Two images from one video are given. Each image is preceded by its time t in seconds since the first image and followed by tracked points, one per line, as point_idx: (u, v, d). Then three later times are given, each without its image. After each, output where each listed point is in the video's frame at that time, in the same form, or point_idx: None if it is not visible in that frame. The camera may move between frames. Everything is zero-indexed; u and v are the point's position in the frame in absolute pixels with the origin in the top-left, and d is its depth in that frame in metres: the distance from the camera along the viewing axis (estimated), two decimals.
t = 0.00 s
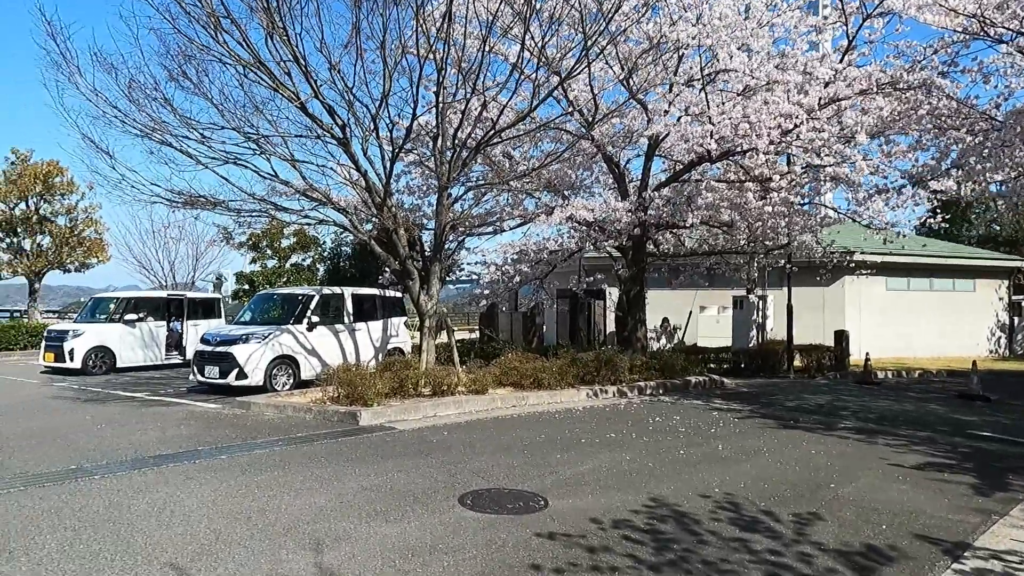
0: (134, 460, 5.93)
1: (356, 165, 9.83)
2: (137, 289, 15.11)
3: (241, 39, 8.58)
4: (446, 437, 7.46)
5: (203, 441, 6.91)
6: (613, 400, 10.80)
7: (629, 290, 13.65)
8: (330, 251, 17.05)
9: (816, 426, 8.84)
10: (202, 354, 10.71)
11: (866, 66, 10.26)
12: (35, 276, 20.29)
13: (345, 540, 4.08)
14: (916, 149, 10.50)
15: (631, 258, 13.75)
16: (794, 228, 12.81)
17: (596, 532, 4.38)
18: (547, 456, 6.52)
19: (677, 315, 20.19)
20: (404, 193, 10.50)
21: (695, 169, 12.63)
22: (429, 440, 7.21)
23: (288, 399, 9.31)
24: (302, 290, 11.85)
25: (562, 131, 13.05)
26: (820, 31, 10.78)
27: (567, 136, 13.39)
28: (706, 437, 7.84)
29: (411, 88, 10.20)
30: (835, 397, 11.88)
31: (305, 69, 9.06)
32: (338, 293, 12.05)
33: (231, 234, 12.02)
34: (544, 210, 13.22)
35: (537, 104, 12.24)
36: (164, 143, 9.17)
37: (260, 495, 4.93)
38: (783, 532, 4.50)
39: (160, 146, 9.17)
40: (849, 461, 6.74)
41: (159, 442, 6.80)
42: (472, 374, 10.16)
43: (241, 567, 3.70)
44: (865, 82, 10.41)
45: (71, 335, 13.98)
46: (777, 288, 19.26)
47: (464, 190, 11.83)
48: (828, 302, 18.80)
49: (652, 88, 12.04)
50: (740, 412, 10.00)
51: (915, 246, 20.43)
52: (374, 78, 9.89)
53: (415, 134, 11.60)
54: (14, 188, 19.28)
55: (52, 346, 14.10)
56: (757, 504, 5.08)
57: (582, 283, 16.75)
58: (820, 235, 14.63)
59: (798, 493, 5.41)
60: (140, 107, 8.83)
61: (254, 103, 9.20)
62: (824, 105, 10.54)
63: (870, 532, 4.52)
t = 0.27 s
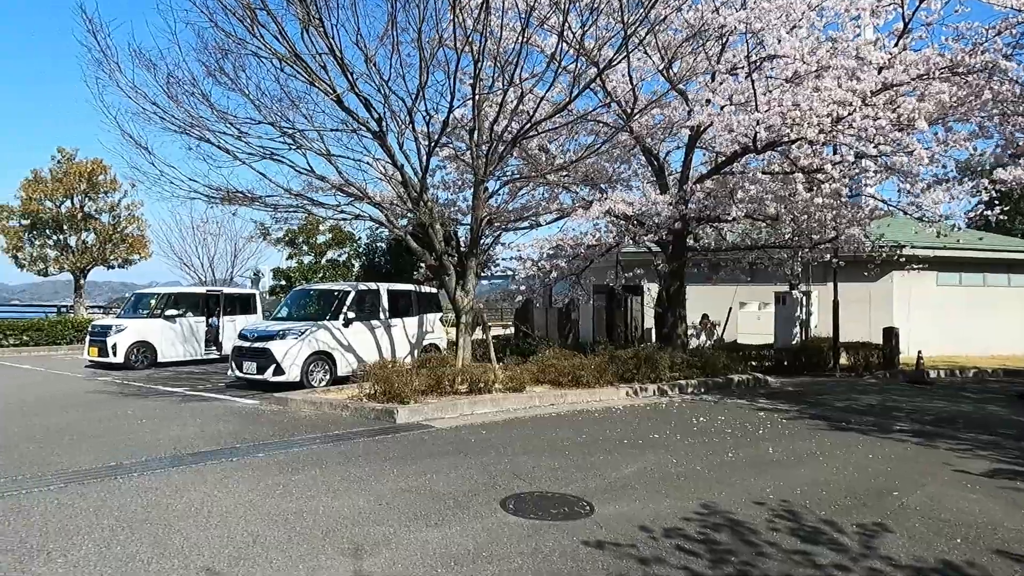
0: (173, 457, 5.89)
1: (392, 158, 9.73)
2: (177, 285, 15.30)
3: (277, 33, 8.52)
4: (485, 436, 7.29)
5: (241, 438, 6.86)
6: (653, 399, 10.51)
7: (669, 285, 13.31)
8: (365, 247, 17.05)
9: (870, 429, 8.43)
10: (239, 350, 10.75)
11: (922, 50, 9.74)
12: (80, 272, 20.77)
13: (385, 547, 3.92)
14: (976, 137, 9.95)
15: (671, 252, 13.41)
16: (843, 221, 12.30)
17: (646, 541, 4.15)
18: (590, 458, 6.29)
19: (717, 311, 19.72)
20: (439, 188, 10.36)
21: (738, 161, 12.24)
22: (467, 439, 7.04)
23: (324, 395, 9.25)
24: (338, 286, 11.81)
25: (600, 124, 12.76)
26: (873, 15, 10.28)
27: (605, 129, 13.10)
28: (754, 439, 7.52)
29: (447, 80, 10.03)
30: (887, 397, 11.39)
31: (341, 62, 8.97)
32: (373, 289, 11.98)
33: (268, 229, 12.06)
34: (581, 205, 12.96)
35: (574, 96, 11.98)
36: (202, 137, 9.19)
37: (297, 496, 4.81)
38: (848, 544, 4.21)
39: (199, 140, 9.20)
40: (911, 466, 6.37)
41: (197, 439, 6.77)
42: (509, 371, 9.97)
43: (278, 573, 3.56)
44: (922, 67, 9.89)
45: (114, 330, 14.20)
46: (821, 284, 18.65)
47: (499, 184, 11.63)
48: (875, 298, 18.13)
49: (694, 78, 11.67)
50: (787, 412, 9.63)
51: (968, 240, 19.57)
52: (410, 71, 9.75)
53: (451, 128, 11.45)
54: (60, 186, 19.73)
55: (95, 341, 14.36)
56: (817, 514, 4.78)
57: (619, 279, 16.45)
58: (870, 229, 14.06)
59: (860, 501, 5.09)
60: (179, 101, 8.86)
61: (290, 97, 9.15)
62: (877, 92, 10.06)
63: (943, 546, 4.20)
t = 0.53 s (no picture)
0: (207, 451, 5.82)
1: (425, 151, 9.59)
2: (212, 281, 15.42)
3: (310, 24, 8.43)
4: (521, 434, 7.09)
5: (274, 434, 6.78)
6: (692, 398, 10.21)
7: (707, 281, 12.95)
8: (397, 242, 16.98)
9: (925, 430, 8.03)
10: (273, 345, 10.74)
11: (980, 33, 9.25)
12: (119, 269, 21.14)
13: (423, 548, 3.75)
14: None
15: (709, 247, 13.04)
16: (891, 214, 11.82)
17: (698, 546, 3.92)
18: (631, 458, 6.05)
19: (754, 308, 19.23)
20: (472, 181, 10.19)
21: (779, 152, 11.81)
22: (503, 436, 6.86)
23: (357, 391, 9.16)
24: (370, 281, 11.72)
25: (635, 116, 12.46)
26: None
27: (640, 121, 12.79)
28: (802, 439, 7.19)
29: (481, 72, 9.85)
30: (939, 398, 10.89)
31: (374, 54, 8.85)
32: (406, 284, 11.86)
33: (301, 225, 12.03)
34: (616, 199, 12.67)
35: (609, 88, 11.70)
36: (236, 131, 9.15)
37: (332, 494, 4.68)
38: (917, 554, 3.92)
39: (233, 134, 9.17)
40: (974, 470, 6.00)
41: (232, 434, 6.71)
42: (544, 368, 9.76)
43: (313, 574, 3.41)
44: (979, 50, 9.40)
45: (150, 326, 14.36)
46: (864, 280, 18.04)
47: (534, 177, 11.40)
48: (921, 295, 17.47)
49: (733, 66, 11.29)
50: (834, 412, 9.25)
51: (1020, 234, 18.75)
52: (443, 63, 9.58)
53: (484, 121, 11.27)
54: (99, 184, 20.10)
55: (133, 337, 14.54)
56: (879, 520, 4.49)
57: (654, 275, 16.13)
58: (918, 222, 13.51)
59: (925, 507, 4.78)
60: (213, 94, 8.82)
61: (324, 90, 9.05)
62: (930, 78, 9.59)
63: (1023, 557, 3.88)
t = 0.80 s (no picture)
0: (241, 450, 5.69)
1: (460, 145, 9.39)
2: (247, 279, 15.47)
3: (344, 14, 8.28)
4: (560, 435, 6.83)
5: (308, 432, 6.63)
6: (736, 398, 9.83)
7: (750, 277, 12.54)
8: (430, 239, 16.85)
9: (990, 434, 7.54)
10: (307, 342, 10.65)
11: None
12: (157, 267, 21.43)
13: (465, 557, 3.53)
14: None
15: (751, 243, 12.63)
16: (946, 207, 11.26)
17: (762, 560, 3.62)
18: (679, 462, 5.74)
19: (795, 306, 18.66)
20: (507, 176, 9.95)
21: (825, 144, 11.43)
22: (542, 437, 6.61)
23: (391, 389, 9.01)
24: (404, 278, 11.57)
25: (674, 107, 12.09)
26: None
27: (679, 113, 12.42)
28: (859, 443, 6.79)
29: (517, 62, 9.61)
30: (999, 400, 10.31)
31: (409, 45, 8.67)
32: (439, 281, 11.69)
33: (334, 222, 11.93)
34: (654, 193, 12.32)
35: (648, 79, 11.37)
36: (270, 126, 9.06)
37: (368, 496, 4.48)
38: (1005, 573, 3.56)
39: (267, 129, 9.07)
40: None
41: (265, 433, 6.59)
42: (582, 366, 9.49)
43: None
44: None
45: (187, 323, 14.45)
46: (912, 278, 17.35)
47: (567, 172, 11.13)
48: (974, 293, 16.72)
49: (778, 54, 10.86)
50: (889, 414, 8.79)
51: None
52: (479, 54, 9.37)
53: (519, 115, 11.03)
54: (138, 184, 20.39)
55: (170, 334, 14.65)
56: (958, 534, 4.12)
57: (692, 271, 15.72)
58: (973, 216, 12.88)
59: (1006, 520, 4.39)
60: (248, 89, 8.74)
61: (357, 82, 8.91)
62: (994, 61, 9.04)
63: None
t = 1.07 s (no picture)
0: (277, 456, 5.56)
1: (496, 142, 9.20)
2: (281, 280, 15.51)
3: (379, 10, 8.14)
4: (603, 441, 6.58)
5: (344, 436, 6.49)
6: (782, 404, 9.45)
7: (795, 278, 12.13)
8: (463, 239, 16.71)
9: None
10: (341, 344, 10.56)
11: None
12: (194, 268, 21.68)
13: None
14: None
15: (796, 242, 12.22)
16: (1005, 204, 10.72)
17: None
18: (732, 472, 5.45)
19: (838, 307, 18.08)
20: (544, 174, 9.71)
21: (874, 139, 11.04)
22: (584, 444, 6.36)
23: (427, 392, 8.84)
24: (438, 279, 11.42)
25: (715, 103, 11.73)
26: None
27: (720, 109, 12.05)
28: (922, 454, 6.40)
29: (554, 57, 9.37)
30: None
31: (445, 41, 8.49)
32: (473, 282, 11.51)
33: (367, 223, 11.84)
34: (694, 191, 11.97)
35: (688, 74, 11.04)
36: (305, 125, 8.99)
37: (407, 507, 4.29)
38: None
39: (302, 128, 9.00)
40: None
41: (301, 437, 6.46)
42: (621, 370, 9.21)
43: None
44: None
45: (222, 324, 14.52)
46: (962, 278, 16.66)
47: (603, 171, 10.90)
48: None
49: (825, 46, 10.45)
50: (948, 422, 8.34)
51: None
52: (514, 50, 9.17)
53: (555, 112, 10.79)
54: (174, 186, 20.65)
55: (206, 334, 14.74)
56: None
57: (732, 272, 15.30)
58: None
59: None
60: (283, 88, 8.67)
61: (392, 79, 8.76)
62: None
63: None
